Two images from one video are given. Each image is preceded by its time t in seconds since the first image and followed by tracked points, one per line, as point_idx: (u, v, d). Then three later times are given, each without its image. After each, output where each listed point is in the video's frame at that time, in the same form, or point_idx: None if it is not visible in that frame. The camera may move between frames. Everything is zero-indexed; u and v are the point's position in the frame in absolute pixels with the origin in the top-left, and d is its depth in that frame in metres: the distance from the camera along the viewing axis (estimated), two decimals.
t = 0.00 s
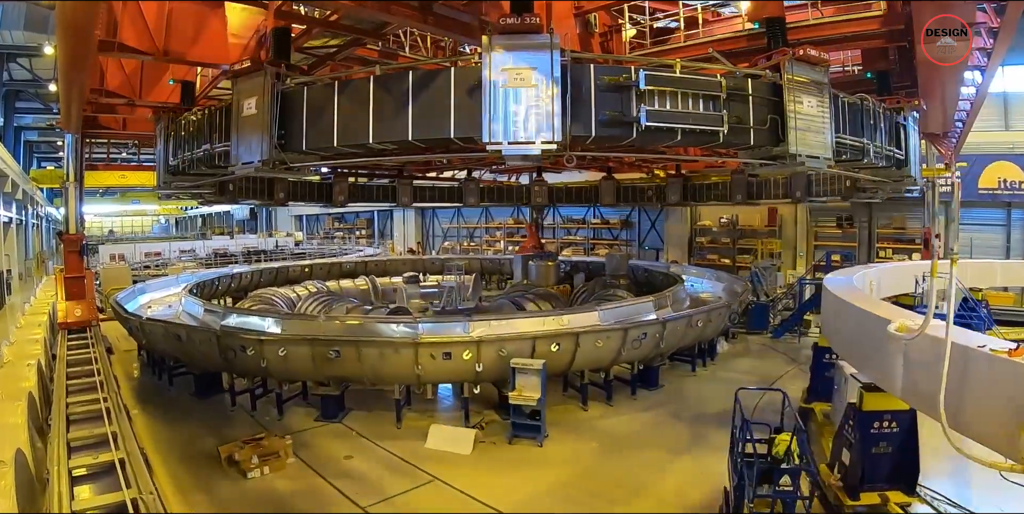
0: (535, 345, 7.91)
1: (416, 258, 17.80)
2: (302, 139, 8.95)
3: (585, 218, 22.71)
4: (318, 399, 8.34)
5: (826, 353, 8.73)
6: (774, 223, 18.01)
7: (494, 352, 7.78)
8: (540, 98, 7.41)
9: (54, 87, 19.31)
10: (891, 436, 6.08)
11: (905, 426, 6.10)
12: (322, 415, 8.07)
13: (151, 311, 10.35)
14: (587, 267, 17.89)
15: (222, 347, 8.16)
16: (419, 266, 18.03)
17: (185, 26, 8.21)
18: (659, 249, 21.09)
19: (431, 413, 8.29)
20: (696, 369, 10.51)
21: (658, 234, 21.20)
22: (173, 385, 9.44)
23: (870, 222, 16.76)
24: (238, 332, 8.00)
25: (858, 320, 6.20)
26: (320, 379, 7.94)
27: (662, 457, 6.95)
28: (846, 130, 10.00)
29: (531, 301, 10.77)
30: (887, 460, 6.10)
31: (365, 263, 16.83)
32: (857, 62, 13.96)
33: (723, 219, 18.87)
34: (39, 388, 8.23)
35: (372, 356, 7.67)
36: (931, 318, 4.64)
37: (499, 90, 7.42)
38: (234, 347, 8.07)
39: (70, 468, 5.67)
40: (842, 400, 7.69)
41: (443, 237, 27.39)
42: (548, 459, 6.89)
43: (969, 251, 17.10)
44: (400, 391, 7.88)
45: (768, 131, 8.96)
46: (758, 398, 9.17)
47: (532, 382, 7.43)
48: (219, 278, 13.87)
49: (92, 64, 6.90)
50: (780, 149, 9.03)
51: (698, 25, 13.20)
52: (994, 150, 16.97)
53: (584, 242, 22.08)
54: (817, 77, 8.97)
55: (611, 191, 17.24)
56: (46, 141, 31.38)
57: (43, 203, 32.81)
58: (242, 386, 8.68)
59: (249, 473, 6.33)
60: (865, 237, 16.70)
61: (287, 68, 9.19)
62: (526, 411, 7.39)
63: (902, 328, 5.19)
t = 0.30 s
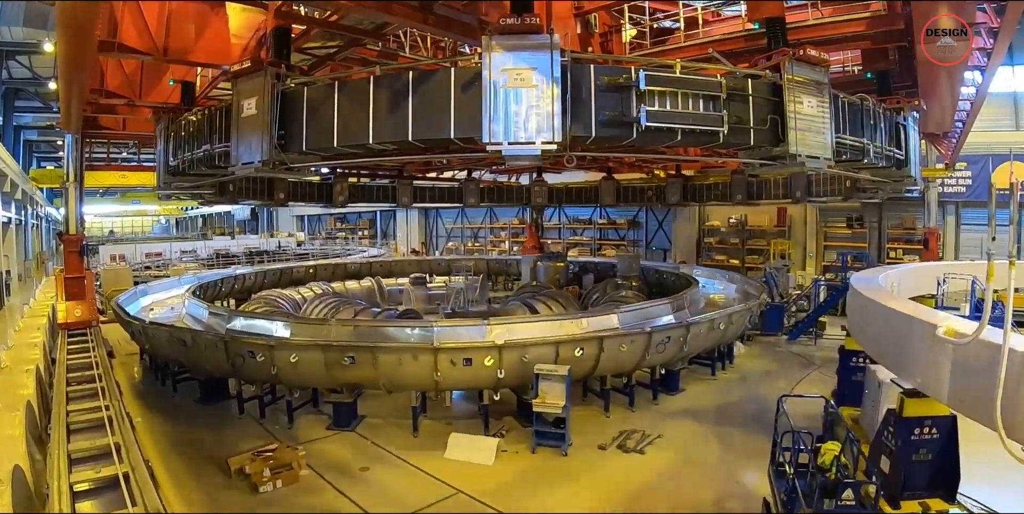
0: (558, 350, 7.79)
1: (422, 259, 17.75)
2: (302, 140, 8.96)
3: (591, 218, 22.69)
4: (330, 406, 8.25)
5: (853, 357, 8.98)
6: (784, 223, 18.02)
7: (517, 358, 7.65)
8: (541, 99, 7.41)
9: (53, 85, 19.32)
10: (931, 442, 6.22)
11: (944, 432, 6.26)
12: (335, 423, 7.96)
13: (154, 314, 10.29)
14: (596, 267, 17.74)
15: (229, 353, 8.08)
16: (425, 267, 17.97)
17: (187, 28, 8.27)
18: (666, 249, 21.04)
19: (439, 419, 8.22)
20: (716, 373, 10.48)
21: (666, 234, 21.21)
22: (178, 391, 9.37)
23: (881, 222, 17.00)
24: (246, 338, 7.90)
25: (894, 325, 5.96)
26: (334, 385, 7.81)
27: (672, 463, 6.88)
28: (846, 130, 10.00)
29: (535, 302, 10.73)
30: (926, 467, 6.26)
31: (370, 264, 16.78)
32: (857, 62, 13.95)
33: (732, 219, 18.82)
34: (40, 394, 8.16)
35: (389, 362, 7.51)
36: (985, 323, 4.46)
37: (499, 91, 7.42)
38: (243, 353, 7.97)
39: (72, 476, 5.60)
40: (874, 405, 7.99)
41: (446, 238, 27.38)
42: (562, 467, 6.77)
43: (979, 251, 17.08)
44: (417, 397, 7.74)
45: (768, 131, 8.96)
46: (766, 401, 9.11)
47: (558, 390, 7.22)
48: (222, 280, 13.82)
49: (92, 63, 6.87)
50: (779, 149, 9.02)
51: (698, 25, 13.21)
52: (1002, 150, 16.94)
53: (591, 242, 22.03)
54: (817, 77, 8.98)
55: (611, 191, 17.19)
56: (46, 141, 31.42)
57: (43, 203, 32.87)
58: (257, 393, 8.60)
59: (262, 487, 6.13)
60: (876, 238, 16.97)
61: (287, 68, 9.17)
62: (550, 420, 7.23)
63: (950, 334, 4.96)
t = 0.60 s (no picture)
0: (583, 355, 7.69)
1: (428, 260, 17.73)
2: (301, 138, 8.96)
3: (597, 218, 22.65)
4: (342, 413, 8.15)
5: (880, 361, 8.99)
6: (793, 224, 17.81)
7: (541, 363, 7.52)
8: (541, 99, 7.41)
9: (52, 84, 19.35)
10: (970, 449, 6.64)
11: (983, 438, 6.64)
12: (348, 432, 7.84)
13: (156, 318, 10.21)
14: (604, 267, 17.58)
15: (236, 358, 7.95)
16: (430, 268, 17.90)
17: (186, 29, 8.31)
18: (674, 250, 20.99)
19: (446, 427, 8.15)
20: (736, 376, 10.46)
21: (674, 235, 21.12)
22: (181, 398, 9.27)
23: (891, 222, 17.03)
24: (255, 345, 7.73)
25: (940, 331, 6.34)
26: (348, 392, 7.67)
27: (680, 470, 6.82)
28: (846, 129, 10.01)
29: (541, 302, 10.66)
30: (962, 473, 6.65)
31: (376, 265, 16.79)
32: (857, 63, 13.94)
33: (741, 219, 18.79)
34: (40, 398, 8.08)
35: (407, 368, 7.36)
36: None
37: (500, 91, 7.43)
38: (253, 360, 7.81)
39: (73, 478, 5.54)
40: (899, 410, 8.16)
41: (450, 238, 27.37)
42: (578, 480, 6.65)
43: (989, 252, 17.05)
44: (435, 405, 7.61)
45: (768, 131, 8.97)
46: (775, 407, 9.03)
47: (584, 396, 7.11)
48: (225, 281, 13.76)
49: (91, 63, 6.86)
50: (779, 149, 9.03)
51: (698, 26, 13.21)
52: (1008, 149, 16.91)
53: (597, 243, 21.99)
54: (817, 77, 8.99)
55: (611, 191, 17.06)
56: (46, 141, 31.49)
57: (44, 203, 33.00)
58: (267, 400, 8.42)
59: (276, 502, 5.98)
60: (886, 239, 16.97)
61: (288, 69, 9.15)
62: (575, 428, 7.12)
63: (998, 338, 5.31)
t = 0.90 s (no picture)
0: (610, 361, 7.54)
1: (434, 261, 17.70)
2: (302, 138, 8.95)
3: (604, 218, 22.60)
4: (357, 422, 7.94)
5: (907, 364, 9.09)
6: (802, 223, 17.93)
7: (567, 369, 7.32)
8: (541, 99, 7.41)
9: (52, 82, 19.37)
10: (1011, 453, 6.49)
11: None
12: (363, 442, 7.63)
13: (159, 321, 10.17)
14: (614, 268, 17.43)
15: (245, 364, 7.65)
16: (436, 267, 17.85)
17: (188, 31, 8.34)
18: (682, 250, 20.93)
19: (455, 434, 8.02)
20: (758, 379, 10.45)
21: (682, 235, 21.01)
22: (186, 405, 9.08)
23: (901, 222, 16.74)
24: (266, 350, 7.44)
25: (980, 336, 6.24)
26: (363, 399, 7.39)
27: (693, 478, 6.70)
28: (846, 129, 10.01)
29: (549, 305, 10.55)
30: (1005, 477, 6.56)
31: (382, 264, 16.94)
32: (857, 63, 13.90)
33: (751, 219, 18.73)
34: (40, 404, 7.95)
35: (426, 375, 7.11)
36: None
37: (500, 91, 7.43)
38: (263, 367, 7.52)
39: (74, 491, 5.43)
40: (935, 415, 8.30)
41: (454, 238, 27.35)
42: (592, 488, 6.56)
43: (1000, 252, 17.02)
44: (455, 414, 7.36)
45: (768, 131, 8.97)
46: (789, 413, 8.90)
47: (610, 403, 7.03)
48: (228, 282, 13.64)
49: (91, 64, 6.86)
50: (779, 149, 9.03)
51: (698, 26, 13.21)
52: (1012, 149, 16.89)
53: (604, 243, 21.98)
54: (817, 76, 9.00)
55: (611, 191, 17.08)
56: (46, 140, 31.54)
57: (43, 203, 33.06)
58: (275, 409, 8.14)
59: None
60: (896, 239, 16.75)
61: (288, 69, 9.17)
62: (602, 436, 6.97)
63: None
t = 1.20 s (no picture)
0: (639, 364, 7.48)
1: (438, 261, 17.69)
2: (301, 139, 8.96)
3: (611, 218, 22.55)
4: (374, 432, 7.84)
5: (936, 367, 9.02)
6: (812, 224, 17.70)
7: (594, 375, 7.23)
8: (541, 99, 7.41)
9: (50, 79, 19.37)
10: None
11: None
12: (380, 452, 7.57)
13: (160, 322, 10.16)
14: (623, 268, 17.25)
15: (256, 371, 7.49)
16: (441, 267, 17.79)
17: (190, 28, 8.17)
18: (690, 250, 20.92)
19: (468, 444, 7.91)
20: (780, 383, 10.48)
21: (689, 235, 21.01)
22: (191, 413, 8.92)
23: (910, 221, 16.93)
24: (280, 357, 7.25)
25: None
26: (379, 407, 7.26)
27: (706, 488, 6.65)
28: (846, 130, 10.03)
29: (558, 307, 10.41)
30: None
31: (387, 265, 16.93)
32: (857, 62, 13.89)
33: (760, 219, 18.68)
34: (39, 412, 7.77)
35: (449, 381, 6.97)
36: None
37: (500, 91, 7.42)
38: (276, 373, 7.37)
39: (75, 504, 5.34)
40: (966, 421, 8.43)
41: (457, 237, 27.33)
42: (603, 497, 6.51)
43: (1010, 253, 17.02)
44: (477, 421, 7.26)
45: (767, 131, 8.97)
46: (799, 419, 8.84)
47: (638, 410, 7.04)
48: (231, 283, 13.45)
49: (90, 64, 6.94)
50: (779, 149, 9.05)
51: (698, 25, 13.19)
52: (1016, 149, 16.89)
53: (610, 243, 21.95)
54: (817, 76, 9.01)
55: (610, 191, 17.13)
56: (45, 139, 31.59)
57: (43, 203, 33.08)
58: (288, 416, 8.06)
59: None
60: (906, 239, 16.95)
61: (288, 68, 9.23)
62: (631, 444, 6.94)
63: None
